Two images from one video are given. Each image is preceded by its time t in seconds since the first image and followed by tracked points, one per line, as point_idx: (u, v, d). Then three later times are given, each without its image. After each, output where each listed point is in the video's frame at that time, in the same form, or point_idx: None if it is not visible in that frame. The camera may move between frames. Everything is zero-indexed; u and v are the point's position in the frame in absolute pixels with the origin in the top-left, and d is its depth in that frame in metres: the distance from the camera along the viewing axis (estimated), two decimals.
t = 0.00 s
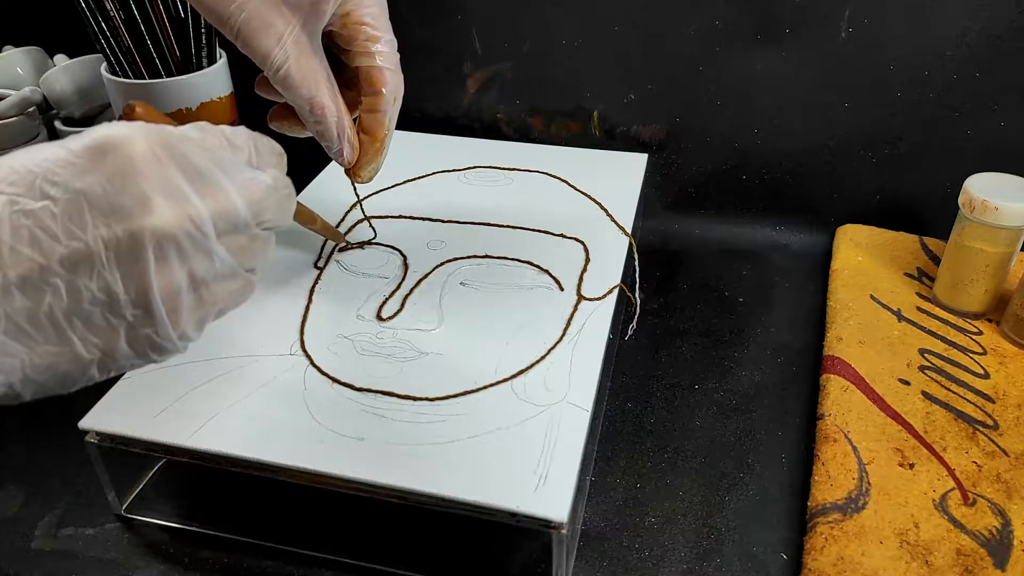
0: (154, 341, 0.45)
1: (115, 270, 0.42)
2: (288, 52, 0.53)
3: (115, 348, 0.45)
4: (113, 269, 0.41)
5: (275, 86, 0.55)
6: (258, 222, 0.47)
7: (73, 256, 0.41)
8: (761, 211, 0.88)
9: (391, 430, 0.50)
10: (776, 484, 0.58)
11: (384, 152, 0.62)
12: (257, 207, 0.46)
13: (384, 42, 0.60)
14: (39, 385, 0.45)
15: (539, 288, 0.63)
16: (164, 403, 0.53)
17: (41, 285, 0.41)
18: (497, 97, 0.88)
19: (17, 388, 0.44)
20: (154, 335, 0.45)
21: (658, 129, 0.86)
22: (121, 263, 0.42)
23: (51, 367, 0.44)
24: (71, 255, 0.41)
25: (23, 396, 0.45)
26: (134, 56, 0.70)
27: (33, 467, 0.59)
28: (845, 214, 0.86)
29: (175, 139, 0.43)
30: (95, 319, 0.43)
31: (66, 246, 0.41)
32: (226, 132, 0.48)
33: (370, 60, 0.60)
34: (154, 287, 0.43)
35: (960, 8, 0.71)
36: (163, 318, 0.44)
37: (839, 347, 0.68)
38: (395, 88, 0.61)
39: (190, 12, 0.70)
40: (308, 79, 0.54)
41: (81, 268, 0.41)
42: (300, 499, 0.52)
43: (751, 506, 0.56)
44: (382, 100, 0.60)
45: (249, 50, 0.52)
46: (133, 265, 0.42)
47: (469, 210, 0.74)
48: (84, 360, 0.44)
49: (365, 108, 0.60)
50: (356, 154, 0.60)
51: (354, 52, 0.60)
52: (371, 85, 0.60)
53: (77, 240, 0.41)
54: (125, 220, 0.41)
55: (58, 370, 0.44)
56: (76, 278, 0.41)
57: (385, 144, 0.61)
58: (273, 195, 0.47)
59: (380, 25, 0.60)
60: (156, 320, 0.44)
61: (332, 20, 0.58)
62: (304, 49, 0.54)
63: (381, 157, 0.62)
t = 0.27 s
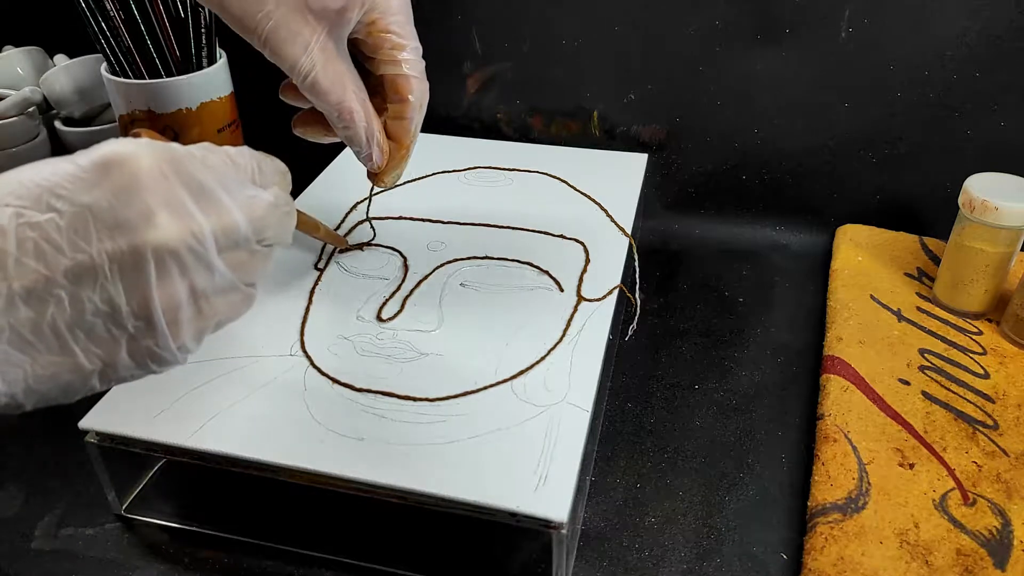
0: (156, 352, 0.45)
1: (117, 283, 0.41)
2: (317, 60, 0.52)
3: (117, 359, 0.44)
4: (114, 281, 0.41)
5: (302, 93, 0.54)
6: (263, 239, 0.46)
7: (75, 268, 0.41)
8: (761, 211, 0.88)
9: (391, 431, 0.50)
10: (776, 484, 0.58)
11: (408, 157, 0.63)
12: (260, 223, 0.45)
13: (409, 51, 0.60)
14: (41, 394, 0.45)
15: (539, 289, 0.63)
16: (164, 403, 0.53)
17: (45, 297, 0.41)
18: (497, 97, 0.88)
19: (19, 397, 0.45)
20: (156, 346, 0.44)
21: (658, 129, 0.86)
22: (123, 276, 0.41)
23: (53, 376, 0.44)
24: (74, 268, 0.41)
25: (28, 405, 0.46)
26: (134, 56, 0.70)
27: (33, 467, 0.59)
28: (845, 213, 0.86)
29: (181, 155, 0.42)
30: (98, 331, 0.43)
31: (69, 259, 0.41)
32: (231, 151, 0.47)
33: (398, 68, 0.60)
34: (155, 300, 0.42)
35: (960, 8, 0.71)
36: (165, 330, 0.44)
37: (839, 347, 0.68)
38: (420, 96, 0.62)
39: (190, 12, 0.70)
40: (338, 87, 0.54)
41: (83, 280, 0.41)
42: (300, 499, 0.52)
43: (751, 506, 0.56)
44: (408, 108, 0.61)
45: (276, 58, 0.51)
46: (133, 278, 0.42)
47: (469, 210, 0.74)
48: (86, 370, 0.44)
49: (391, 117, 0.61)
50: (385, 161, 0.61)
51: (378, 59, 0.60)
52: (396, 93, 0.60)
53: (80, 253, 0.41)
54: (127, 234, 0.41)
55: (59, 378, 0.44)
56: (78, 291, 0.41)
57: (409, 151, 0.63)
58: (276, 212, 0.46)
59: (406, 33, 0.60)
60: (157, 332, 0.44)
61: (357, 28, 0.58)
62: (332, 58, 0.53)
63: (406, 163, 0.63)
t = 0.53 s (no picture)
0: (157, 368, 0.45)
1: (118, 303, 0.42)
2: (363, 91, 0.54)
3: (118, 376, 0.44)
4: (116, 301, 0.42)
5: (349, 120, 0.56)
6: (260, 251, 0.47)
7: (75, 291, 0.41)
8: (761, 211, 0.88)
9: (391, 430, 0.50)
10: (776, 484, 0.58)
11: (445, 184, 0.64)
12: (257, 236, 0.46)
13: (459, 85, 0.60)
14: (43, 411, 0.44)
15: (539, 289, 0.63)
16: (164, 403, 0.53)
17: (45, 319, 0.41)
18: (497, 97, 0.88)
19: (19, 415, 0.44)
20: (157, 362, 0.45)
21: (658, 129, 0.86)
22: (125, 296, 0.42)
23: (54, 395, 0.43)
24: (74, 290, 0.41)
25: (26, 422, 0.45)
26: (134, 56, 0.70)
27: (33, 466, 0.59)
28: (845, 213, 0.86)
29: (182, 172, 0.42)
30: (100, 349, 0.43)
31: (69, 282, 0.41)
32: (231, 159, 0.48)
33: (445, 101, 0.59)
34: (157, 318, 0.43)
35: (960, 8, 0.71)
36: (167, 346, 0.44)
37: (839, 347, 0.68)
38: (466, 130, 0.61)
39: (190, 12, 0.71)
40: (381, 118, 0.55)
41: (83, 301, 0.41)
42: (300, 499, 0.52)
43: (751, 506, 0.56)
44: (453, 142, 0.61)
45: (324, 83, 0.54)
46: (135, 297, 0.42)
47: (469, 210, 0.74)
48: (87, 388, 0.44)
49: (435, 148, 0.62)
50: (424, 192, 0.62)
51: (429, 91, 0.60)
52: (442, 126, 0.60)
53: (82, 275, 0.41)
54: (127, 255, 0.41)
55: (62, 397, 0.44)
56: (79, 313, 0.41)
57: (447, 178, 0.64)
58: (276, 225, 0.47)
59: (458, 66, 0.59)
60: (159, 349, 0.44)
61: (408, 60, 0.58)
62: (380, 90, 0.55)
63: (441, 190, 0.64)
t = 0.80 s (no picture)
0: (136, 363, 0.42)
1: (78, 287, 0.39)
2: (364, 73, 0.54)
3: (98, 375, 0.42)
4: (77, 286, 0.39)
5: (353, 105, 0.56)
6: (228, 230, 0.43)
7: (34, 278, 0.38)
8: (761, 211, 0.88)
9: (391, 430, 0.50)
10: (776, 484, 0.58)
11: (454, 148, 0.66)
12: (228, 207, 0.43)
13: (449, 47, 0.61)
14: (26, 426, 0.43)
15: (539, 289, 0.63)
16: (164, 403, 0.53)
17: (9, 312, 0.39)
18: (497, 97, 0.88)
19: None
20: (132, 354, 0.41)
21: (658, 129, 0.86)
22: (85, 280, 0.39)
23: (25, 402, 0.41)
24: (32, 277, 0.38)
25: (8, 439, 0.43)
26: (134, 56, 0.70)
27: (33, 467, 0.59)
28: (845, 213, 0.86)
29: (132, 154, 0.40)
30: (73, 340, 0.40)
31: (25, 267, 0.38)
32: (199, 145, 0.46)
33: (439, 66, 0.61)
34: (122, 300, 0.39)
35: (960, 8, 0.71)
36: (138, 333, 0.40)
37: (839, 347, 0.68)
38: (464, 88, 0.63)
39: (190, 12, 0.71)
40: (385, 96, 0.56)
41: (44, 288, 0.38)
42: (300, 500, 0.52)
43: (751, 506, 0.56)
44: (454, 103, 0.63)
45: (324, 74, 0.54)
46: (97, 280, 0.39)
47: (468, 210, 0.74)
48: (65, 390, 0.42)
49: (437, 112, 0.63)
50: (434, 158, 0.63)
51: (422, 61, 0.61)
52: (440, 90, 0.62)
53: (36, 261, 0.38)
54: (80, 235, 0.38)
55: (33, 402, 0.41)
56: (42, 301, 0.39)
57: (455, 141, 0.65)
58: (245, 201, 0.44)
59: (444, 31, 0.60)
60: (133, 338, 0.41)
61: (399, 34, 0.59)
62: (378, 68, 0.55)
63: (451, 152, 0.65)
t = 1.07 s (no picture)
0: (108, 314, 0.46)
1: (34, 237, 0.42)
2: (354, 83, 0.55)
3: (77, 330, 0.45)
4: (29, 235, 0.42)
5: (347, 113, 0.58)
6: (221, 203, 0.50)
7: None
8: (761, 211, 0.88)
9: (391, 431, 0.50)
10: (776, 484, 0.58)
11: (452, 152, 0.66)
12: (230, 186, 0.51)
13: (441, 52, 0.61)
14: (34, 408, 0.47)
15: (539, 289, 0.63)
16: (164, 403, 0.53)
17: None
18: (497, 97, 0.88)
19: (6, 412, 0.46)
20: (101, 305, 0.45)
21: (658, 129, 0.86)
22: (38, 231, 0.42)
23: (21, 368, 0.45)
24: None
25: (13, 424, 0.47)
26: (134, 56, 0.70)
27: (33, 466, 0.59)
28: (845, 213, 0.86)
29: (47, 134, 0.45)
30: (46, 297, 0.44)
31: None
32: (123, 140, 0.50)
33: (432, 72, 0.61)
34: (79, 246, 0.43)
35: (960, 8, 0.71)
36: (102, 277, 0.44)
37: (839, 347, 0.68)
38: (458, 92, 0.63)
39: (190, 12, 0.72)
40: (377, 104, 0.57)
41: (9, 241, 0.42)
42: (300, 500, 0.52)
43: (751, 506, 0.56)
44: (449, 108, 0.63)
45: (317, 84, 0.55)
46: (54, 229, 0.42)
47: (468, 210, 0.74)
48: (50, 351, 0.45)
49: (433, 117, 0.63)
50: (430, 163, 0.64)
51: (414, 67, 0.61)
52: (434, 95, 0.62)
53: None
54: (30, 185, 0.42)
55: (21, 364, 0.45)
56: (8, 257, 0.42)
57: (453, 145, 0.65)
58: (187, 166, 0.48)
59: (435, 36, 0.60)
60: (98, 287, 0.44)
61: (390, 42, 0.59)
62: (369, 77, 0.56)
63: (450, 156, 0.66)
